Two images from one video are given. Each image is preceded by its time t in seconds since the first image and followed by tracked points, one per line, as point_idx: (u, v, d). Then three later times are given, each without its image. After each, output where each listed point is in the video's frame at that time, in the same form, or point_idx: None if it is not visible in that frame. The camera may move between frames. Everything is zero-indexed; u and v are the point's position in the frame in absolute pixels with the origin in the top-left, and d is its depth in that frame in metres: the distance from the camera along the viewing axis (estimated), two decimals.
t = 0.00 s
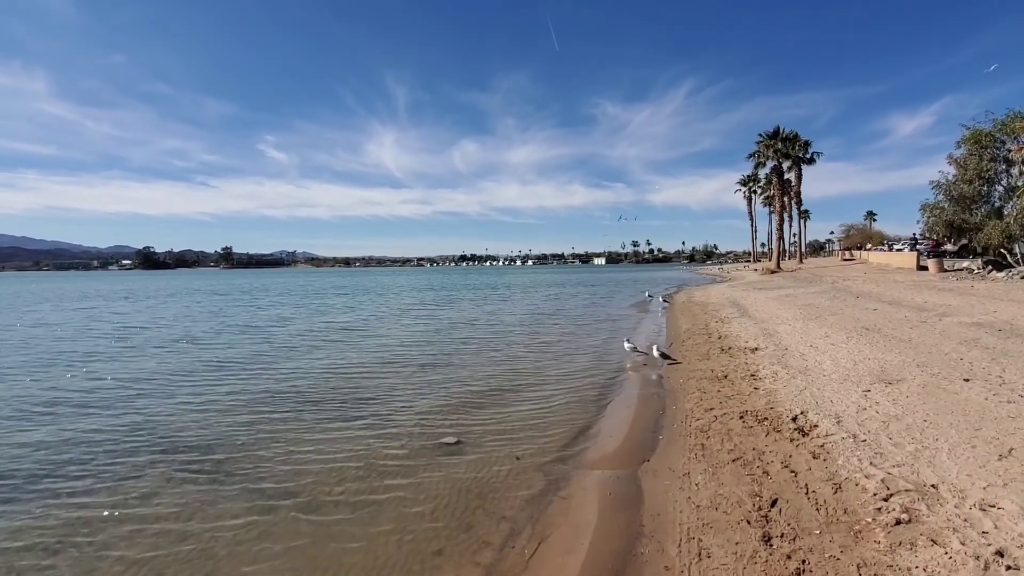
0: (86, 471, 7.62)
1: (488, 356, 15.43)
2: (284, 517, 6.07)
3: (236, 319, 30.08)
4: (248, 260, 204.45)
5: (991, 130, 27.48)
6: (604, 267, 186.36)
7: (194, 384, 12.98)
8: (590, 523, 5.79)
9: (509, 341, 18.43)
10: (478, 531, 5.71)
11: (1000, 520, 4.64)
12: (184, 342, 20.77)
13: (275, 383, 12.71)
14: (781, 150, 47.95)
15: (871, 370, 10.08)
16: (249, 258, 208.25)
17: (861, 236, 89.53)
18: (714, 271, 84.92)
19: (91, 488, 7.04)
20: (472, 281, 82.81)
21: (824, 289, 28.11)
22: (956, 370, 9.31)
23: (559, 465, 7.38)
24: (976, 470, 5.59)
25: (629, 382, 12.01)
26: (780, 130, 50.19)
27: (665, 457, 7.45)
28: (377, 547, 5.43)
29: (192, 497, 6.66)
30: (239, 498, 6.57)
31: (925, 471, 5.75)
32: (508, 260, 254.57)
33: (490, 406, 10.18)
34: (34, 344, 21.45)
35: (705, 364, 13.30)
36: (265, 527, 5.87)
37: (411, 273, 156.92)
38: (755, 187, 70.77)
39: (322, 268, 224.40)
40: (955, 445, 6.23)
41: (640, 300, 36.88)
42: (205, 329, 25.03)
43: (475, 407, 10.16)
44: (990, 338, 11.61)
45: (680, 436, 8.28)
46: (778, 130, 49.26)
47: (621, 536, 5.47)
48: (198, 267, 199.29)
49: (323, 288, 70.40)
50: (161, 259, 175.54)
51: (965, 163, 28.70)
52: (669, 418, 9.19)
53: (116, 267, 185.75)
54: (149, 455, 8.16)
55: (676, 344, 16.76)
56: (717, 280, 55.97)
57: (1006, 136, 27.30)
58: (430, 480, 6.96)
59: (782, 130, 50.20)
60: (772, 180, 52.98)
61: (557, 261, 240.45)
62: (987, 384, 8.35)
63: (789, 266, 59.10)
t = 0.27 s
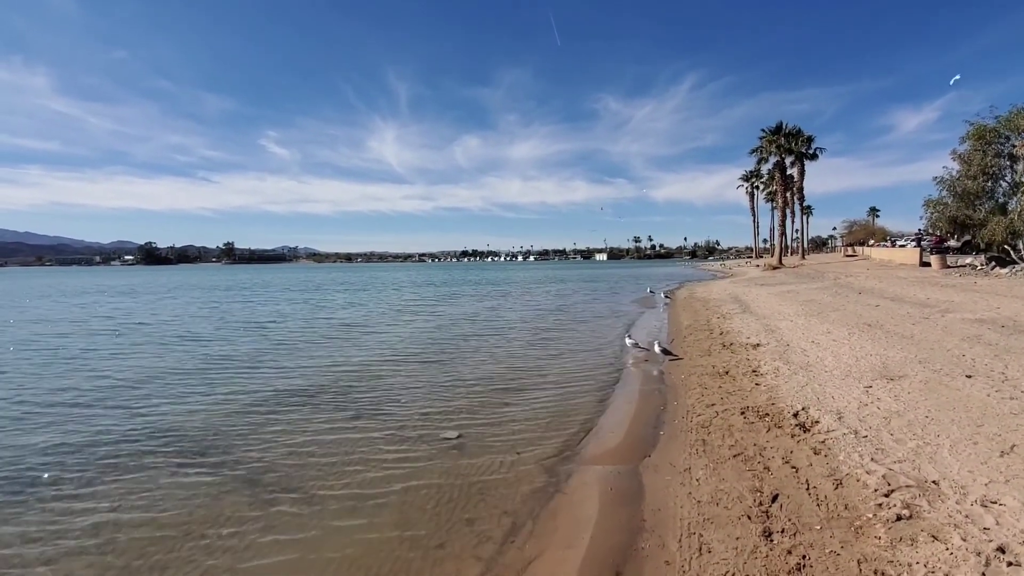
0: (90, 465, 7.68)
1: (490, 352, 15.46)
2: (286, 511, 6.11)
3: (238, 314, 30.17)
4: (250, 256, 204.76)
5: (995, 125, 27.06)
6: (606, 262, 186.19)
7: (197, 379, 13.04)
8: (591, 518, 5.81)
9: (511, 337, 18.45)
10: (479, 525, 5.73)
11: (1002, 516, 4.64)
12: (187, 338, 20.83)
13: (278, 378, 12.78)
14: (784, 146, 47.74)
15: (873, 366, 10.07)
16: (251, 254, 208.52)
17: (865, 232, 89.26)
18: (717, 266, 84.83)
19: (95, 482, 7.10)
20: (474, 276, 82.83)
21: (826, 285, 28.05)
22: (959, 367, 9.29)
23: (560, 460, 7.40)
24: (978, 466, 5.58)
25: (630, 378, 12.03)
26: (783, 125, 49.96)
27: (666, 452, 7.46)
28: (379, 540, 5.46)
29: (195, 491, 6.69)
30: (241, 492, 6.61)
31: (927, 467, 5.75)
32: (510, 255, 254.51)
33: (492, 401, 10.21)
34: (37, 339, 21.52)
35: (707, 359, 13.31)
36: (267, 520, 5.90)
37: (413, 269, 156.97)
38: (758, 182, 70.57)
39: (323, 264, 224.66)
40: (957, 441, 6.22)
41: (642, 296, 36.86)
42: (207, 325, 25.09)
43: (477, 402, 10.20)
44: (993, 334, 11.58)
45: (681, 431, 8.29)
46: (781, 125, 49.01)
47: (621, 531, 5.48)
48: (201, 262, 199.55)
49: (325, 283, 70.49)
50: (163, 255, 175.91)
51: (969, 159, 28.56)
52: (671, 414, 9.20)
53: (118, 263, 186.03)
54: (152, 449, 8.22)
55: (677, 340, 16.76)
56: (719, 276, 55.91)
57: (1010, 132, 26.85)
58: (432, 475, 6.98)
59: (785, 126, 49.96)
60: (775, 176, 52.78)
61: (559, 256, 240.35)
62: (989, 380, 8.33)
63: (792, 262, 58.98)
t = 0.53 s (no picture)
0: (95, 455, 7.75)
1: (492, 343, 15.49)
2: (290, 500, 6.18)
3: (241, 305, 30.25)
4: (253, 247, 205.18)
5: (1002, 115, 26.91)
6: (609, 254, 185.90)
7: (201, 370, 13.12)
8: (593, 507, 5.84)
9: (513, 328, 18.48)
10: (482, 514, 5.77)
11: (1002, 507, 4.65)
12: (190, 329, 20.91)
13: (280, 369, 12.84)
14: (788, 136, 47.42)
15: (875, 358, 10.07)
16: (253, 245, 209.01)
17: (869, 223, 88.77)
18: (720, 258, 84.63)
19: (101, 471, 7.18)
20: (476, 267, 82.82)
21: (829, 276, 27.96)
22: (962, 358, 9.28)
23: (561, 450, 7.44)
24: (979, 457, 5.59)
25: (632, 369, 12.05)
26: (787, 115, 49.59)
27: (667, 443, 7.49)
28: (382, 529, 5.50)
29: (199, 481, 6.76)
30: (245, 482, 6.68)
31: (928, 458, 5.76)
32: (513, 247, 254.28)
33: (494, 392, 10.25)
34: (41, 331, 21.61)
35: (709, 351, 13.31)
36: (271, 509, 5.97)
37: (415, 260, 156.93)
38: (762, 173, 70.19)
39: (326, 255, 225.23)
40: (958, 433, 6.23)
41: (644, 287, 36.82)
42: (210, 316, 25.17)
43: (479, 393, 10.26)
44: (996, 326, 11.55)
45: (682, 422, 8.32)
46: (785, 115, 48.65)
47: (622, 521, 5.51)
48: (204, 253, 199.75)
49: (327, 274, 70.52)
50: (166, 246, 176.80)
51: (975, 150, 28.33)
52: (672, 405, 9.22)
53: (122, 254, 186.42)
54: (157, 439, 8.29)
55: (679, 331, 16.77)
56: (722, 267, 55.76)
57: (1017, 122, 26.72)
58: (434, 465, 7.02)
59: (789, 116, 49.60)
60: (779, 167, 52.49)
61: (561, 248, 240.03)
62: (992, 372, 8.32)
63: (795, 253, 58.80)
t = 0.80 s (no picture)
0: (99, 444, 7.82)
1: (494, 335, 15.51)
2: (293, 490, 6.22)
3: (244, 298, 30.32)
4: (255, 240, 205.24)
5: (1008, 106, 26.68)
6: (611, 246, 185.54)
7: (204, 361, 13.18)
8: (594, 498, 5.86)
9: (514, 320, 18.50)
10: (483, 505, 5.80)
11: (1004, 499, 4.65)
12: (193, 321, 20.97)
13: (283, 361, 12.90)
14: (791, 128, 47.12)
15: (877, 350, 10.06)
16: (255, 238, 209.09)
17: (872, 216, 88.34)
18: (722, 250, 84.42)
19: (105, 460, 7.25)
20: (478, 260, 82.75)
21: (832, 269, 27.89)
22: (964, 350, 9.27)
23: (563, 441, 7.46)
24: (981, 450, 5.59)
25: (634, 361, 12.06)
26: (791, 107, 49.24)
27: (668, 435, 7.51)
28: (384, 520, 5.53)
29: (203, 470, 6.82)
30: (248, 471, 6.74)
31: (929, 450, 5.76)
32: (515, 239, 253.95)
33: (495, 384, 10.29)
34: (45, 323, 21.69)
35: (711, 343, 13.32)
36: (274, 499, 6.02)
37: (417, 252, 156.88)
38: (765, 165, 69.84)
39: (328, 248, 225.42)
40: (960, 425, 6.22)
41: (646, 279, 36.78)
42: (213, 308, 25.23)
43: (481, 385, 10.29)
44: (999, 318, 11.52)
45: (683, 414, 8.33)
46: (789, 106, 48.31)
47: (623, 512, 5.53)
48: (206, 246, 199.91)
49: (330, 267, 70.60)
50: (168, 239, 176.98)
51: (980, 141, 28.13)
52: (674, 397, 9.23)
53: (124, 246, 186.71)
54: (161, 429, 8.35)
55: (681, 324, 16.77)
56: (724, 260, 55.66)
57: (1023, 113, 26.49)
58: (437, 456, 7.06)
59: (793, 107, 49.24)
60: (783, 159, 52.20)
61: (563, 240, 239.61)
62: (994, 364, 8.31)
63: (798, 245, 58.61)
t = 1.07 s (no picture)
0: (105, 439, 7.87)
1: (496, 331, 15.53)
2: (297, 484, 6.27)
3: (247, 294, 30.39)
4: (257, 236, 205.54)
5: (1012, 101, 26.51)
6: (613, 242, 185.24)
7: (207, 357, 13.24)
8: (596, 493, 5.88)
9: (516, 316, 18.51)
10: (486, 500, 5.82)
11: (1005, 494, 4.66)
12: (196, 317, 21.03)
13: (286, 357, 12.95)
14: (794, 123, 46.91)
15: (880, 345, 10.05)
16: (257, 234, 209.36)
17: (876, 211, 88.00)
18: (725, 246, 84.24)
19: (111, 454, 7.30)
20: (479, 256, 82.71)
21: (835, 264, 27.82)
22: (967, 346, 9.26)
23: (565, 437, 7.48)
24: (983, 444, 5.60)
25: (636, 357, 12.07)
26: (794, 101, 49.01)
27: (670, 430, 7.53)
28: (388, 514, 5.57)
29: (207, 465, 6.87)
30: (252, 466, 6.78)
31: (931, 445, 5.77)
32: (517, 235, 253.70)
33: (497, 380, 10.32)
34: (49, 319, 21.79)
35: (713, 339, 13.31)
36: (278, 493, 6.06)
37: (420, 248, 156.71)
38: (768, 160, 69.55)
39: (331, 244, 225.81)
40: (962, 420, 6.22)
41: (648, 275, 36.73)
42: (216, 304, 25.29)
43: (483, 381, 10.32)
44: (1003, 314, 11.49)
45: (685, 409, 8.34)
46: (792, 101, 48.10)
47: (625, 507, 5.55)
48: (208, 242, 200.00)
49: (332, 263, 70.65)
50: (170, 235, 177.29)
51: (984, 136, 28.00)
52: (675, 393, 9.23)
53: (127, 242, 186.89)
54: (165, 424, 8.41)
55: (683, 319, 16.75)
56: (727, 256, 55.50)
57: None
58: (439, 451, 7.09)
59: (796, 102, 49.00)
60: (786, 153, 51.99)
61: (565, 236, 239.29)
62: (997, 359, 8.30)
63: (801, 241, 58.43)
